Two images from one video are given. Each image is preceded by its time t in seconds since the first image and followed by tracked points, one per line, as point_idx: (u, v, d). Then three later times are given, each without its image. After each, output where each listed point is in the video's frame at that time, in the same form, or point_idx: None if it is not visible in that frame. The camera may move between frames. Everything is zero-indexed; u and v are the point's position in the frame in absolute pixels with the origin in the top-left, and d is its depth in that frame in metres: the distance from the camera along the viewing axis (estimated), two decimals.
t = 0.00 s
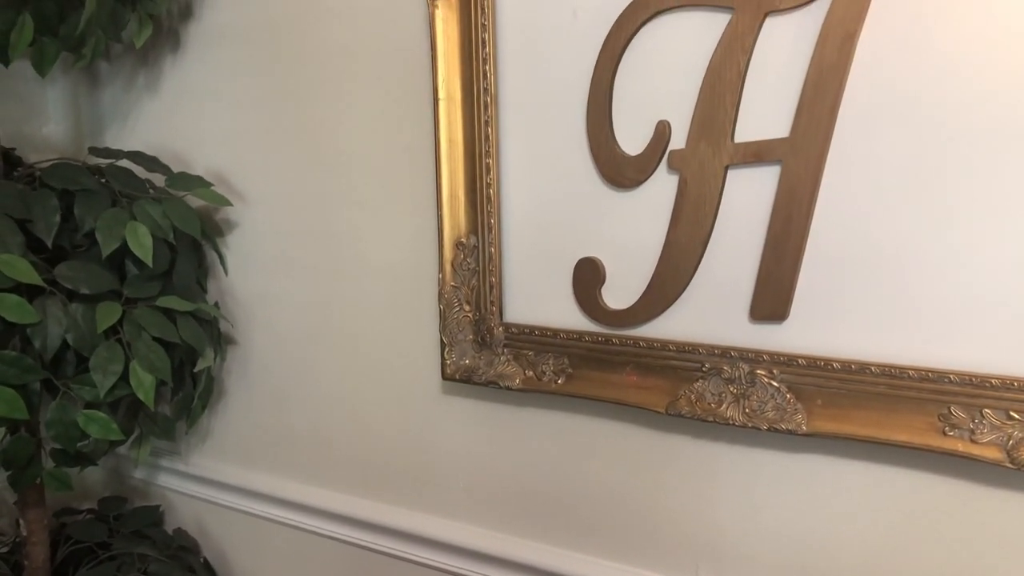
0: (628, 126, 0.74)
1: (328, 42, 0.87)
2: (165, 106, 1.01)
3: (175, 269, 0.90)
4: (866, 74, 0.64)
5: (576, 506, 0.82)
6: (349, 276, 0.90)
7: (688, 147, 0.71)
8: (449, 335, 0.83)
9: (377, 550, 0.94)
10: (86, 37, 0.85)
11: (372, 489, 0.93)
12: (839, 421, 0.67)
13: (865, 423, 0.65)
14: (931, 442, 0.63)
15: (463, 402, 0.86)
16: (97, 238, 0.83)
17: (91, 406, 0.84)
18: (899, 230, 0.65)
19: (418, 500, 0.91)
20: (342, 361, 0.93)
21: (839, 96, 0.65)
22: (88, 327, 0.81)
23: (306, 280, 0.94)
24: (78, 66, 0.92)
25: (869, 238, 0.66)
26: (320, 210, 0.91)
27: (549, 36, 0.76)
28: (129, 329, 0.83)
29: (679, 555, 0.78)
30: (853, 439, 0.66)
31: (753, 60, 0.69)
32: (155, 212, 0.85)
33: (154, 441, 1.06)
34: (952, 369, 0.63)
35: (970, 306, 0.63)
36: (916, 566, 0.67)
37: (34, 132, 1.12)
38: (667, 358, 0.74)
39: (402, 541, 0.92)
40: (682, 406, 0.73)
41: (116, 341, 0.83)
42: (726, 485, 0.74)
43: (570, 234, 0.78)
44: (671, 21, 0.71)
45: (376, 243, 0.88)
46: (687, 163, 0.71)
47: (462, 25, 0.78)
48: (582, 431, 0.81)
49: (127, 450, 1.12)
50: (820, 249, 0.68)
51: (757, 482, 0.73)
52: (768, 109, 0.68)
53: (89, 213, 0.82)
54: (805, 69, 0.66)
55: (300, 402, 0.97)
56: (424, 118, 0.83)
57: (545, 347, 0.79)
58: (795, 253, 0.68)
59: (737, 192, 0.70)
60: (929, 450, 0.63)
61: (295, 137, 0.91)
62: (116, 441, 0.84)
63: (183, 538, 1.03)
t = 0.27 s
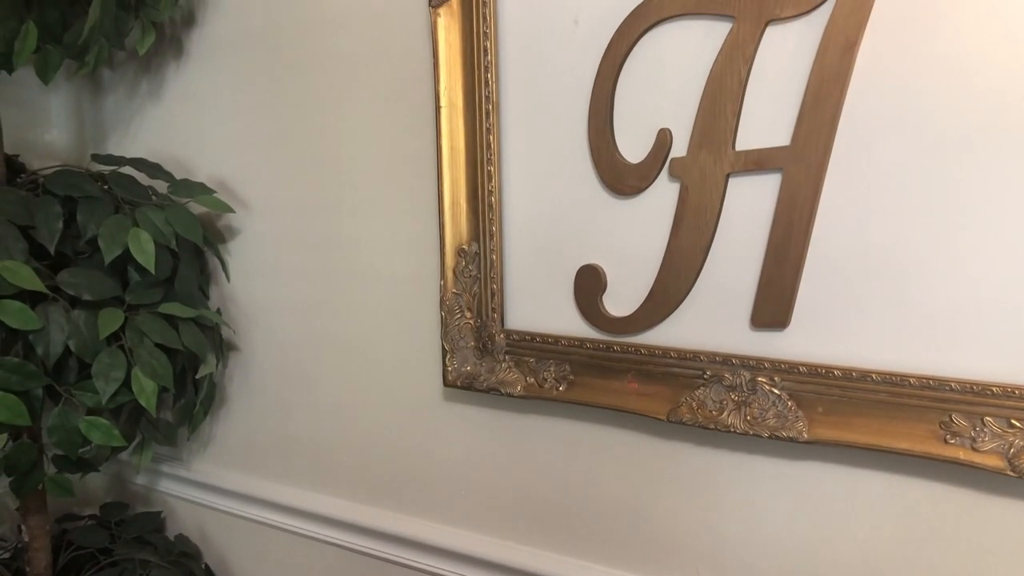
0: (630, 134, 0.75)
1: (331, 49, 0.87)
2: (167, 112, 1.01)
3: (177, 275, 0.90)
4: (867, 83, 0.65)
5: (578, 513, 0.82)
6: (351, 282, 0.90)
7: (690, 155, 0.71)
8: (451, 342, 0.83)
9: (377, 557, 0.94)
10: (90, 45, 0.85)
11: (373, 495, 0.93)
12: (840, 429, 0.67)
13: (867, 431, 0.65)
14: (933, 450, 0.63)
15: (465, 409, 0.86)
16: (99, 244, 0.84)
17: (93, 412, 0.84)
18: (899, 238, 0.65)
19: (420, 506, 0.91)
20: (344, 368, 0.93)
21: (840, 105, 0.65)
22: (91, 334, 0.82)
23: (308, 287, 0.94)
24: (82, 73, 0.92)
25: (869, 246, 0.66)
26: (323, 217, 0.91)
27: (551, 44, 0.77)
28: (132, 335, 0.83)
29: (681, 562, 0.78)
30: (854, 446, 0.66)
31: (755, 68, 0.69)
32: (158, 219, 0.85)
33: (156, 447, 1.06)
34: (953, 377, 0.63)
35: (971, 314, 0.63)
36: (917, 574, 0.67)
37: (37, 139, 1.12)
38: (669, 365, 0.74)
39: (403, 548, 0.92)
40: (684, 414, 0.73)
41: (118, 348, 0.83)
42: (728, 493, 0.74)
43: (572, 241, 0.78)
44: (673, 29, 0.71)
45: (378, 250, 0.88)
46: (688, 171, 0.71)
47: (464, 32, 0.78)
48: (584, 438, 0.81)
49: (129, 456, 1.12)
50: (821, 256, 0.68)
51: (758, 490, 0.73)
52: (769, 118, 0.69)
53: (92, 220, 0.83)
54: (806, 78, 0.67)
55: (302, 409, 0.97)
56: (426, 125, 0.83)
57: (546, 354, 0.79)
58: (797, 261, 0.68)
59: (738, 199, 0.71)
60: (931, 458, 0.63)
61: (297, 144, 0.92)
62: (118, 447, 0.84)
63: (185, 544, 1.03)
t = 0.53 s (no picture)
0: (631, 142, 0.75)
1: (333, 57, 0.87)
2: (170, 120, 1.01)
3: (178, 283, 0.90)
4: (868, 92, 0.65)
5: (579, 521, 0.82)
6: (352, 289, 0.91)
7: (691, 164, 0.71)
8: (452, 349, 0.83)
9: (378, 565, 0.94)
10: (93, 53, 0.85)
11: (374, 503, 0.93)
12: (842, 438, 0.67)
13: (868, 441, 0.65)
14: (934, 459, 0.63)
15: (466, 417, 0.86)
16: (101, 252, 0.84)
17: (94, 419, 0.84)
18: (900, 247, 0.65)
19: (420, 514, 0.91)
20: (345, 375, 0.93)
21: (841, 115, 0.65)
22: (92, 341, 0.82)
23: (309, 294, 0.94)
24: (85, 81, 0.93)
25: (870, 255, 0.66)
26: (324, 224, 0.91)
27: (553, 52, 0.77)
28: (133, 343, 0.83)
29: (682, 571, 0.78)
30: (856, 456, 0.66)
31: (756, 77, 0.69)
32: (160, 226, 0.85)
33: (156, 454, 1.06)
34: (955, 387, 0.63)
35: (972, 323, 0.63)
36: None
37: (40, 146, 1.13)
38: (670, 374, 0.74)
39: (404, 556, 0.92)
40: (685, 423, 0.73)
41: (119, 355, 0.83)
42: (730, 502, 0.74)
43: (574, 249, 0.78)
44: (674, 38, 0.72)
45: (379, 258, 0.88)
46: (689, 179, 0.71)
47: (466, 41, 0.79)
48: (585, 446, 0.81)
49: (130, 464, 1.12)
50: (822, 265, 0.68)
51: (760, 499, 0.73)
52: (771, 127, 0.69)
53: (93, 227, 0.83)
54: (807, 87, 0.67)
55: (303, 416, 0.97)
56: (428, 132, 0.83)
57: (547, 362, 0.79)
58: (798, 270, 0.68)
59: (740, 208, 0.71)
60: (932, 467, 0.63)
61: (299, 152, 0.92)
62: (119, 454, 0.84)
63: (185, 551, 1.03)
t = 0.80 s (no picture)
0: (631, 152, 0.75)
1: (334, 65, 0.88)
2: (171, 127, 1.02)
3: (179, 290, 0.90)
4: (867, 102, 0.65)
5: (579, 529, 0.82)
6: (353, 297, 0.91)
7: (691, 173, 0.71)
8: (453, 357, 0.83)
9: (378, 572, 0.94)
10: (94, 61, 0.85)
11: (374, 510, 0.93)
12: (841, 447, 0.67)
13: (868, 450, 0.65)
14: (934, 469, 0.63)
15: (466, 425, 0.86)
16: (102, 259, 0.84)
17: (95, 427, 0.84)
18: (900, 256, 0.65)
19: (421, 522, 0.91)
20: (345, 382, 0.93)
21: (841, 125, 0.65)
22: (93, 349, 0.82)
23: (310, 301, 0.94)
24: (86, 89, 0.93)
25: (869, 264, 0.66)
26: (325, 231, 0.92)
27: (553, 61, 0.77)
28: (134, 350, 0.83)
29: None
30: (856, 465, 0.66)
31: (756, 87, 0.69)
32: (161, 234, 0.85)
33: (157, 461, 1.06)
34: (954, 396, 0.63)
35: (971, 333, 0.63)
36: None
37: (41, 153, 1.13)
38: (670, 383, 0.74)
39: (404, 564, 0.92)
40: (685, 431, 0.73)
41: (120, 363, 0.83)
42: (730, 511, 0.74)
43: (574, 258, 0.78)
44: (674, 48, 0.72)
45: (380, 265, 0.88)
46: (690, 189, 0.71)
47: (467, 50, 0.79)
48: (585, 455, 0.81)
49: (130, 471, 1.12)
50: (822, 274, 0.68)
51: (760, 508, 0.73)
52: (771, 136, 0.69)
53: (94, 235, 0.83)
54: (806, 97, 0.67)
55: (303, 423, 0.97)
56: (429, 141, 0.83)
57: (548, 370, 0.79)
58: (798, 280, 0.68)
59: (740, 218, 0.71)
60: (932, 477, 0.63)
61: (300, 159, 0.92)
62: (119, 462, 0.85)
63: (185, 558, 1.03)
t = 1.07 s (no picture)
0: (630, 162, 0.75)
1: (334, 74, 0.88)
2: (171, 136, 1.02)
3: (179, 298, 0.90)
4: (864, 114, 0.65)
5: (578, 539, 0.82)
6: (353, 305, 0.91)
7: (690, 184, 0.72)
8: (452, 367, 0.84)
9: None
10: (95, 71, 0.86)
11: (373, 519, 0.93)
12: (840, 457, 0.67)
13: (866, 460, 0.66)
14: (932, 479, 0.63)
15: (465, 434, 0.86)
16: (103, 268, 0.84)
17: (94, 435, 0.84)
18: (897, 267, 0.65)
19: (420, 531, 0.91)
20: (344, 390, 0.93)
21: (839, 137, 0.65)
22: (93, 357, 0.82)
23: (310, 309, 0.94)
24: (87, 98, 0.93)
25: (866, 274, 0.66)
26: (325, 240, 0.92)
27: (553, 72, 0.77)
28: (134, 359, 0.83)
29: None
30: (854, 475, 0.66)
31: (754, 98, 0.70)
32: (161, 243, 0.86)
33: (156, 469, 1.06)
34: (952, 407, 0.63)
35: (968, 343, 0.63)
36: None
37: (41, 162, 1.13)
38: (669, 393, 0.74)
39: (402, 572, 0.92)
40: (684, 441, 0.73)
41: (120, 371, 0.83)
42: (729, 521, 0.74)
43: (573, 268, 0.79)
44: (672, 59, 0.72)
45: (380, 274, 0.88)
46: (688, 199, 0.72)
47: (467, 60, 0.79)
48: (584, 464, 0.81)
49: (129, 479, 1.12)
50: (820, 285, 0.68)
51: (759, 518, 0.73)
52: (769, 148, 0.69)
53: (95, 244, 0.83)
54: (804, 108, 0.67)
55: (302, 431, 0.97)
56: (429, 150, 0.84)
57: (547, 380, 0.79)
58: (796, 291, 0.68)
59: (738, 228, 0.71)
60: (929, 487, 0.63)
61: (300, 168, 0.92)
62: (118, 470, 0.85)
63: (183, 567, 1.03)
